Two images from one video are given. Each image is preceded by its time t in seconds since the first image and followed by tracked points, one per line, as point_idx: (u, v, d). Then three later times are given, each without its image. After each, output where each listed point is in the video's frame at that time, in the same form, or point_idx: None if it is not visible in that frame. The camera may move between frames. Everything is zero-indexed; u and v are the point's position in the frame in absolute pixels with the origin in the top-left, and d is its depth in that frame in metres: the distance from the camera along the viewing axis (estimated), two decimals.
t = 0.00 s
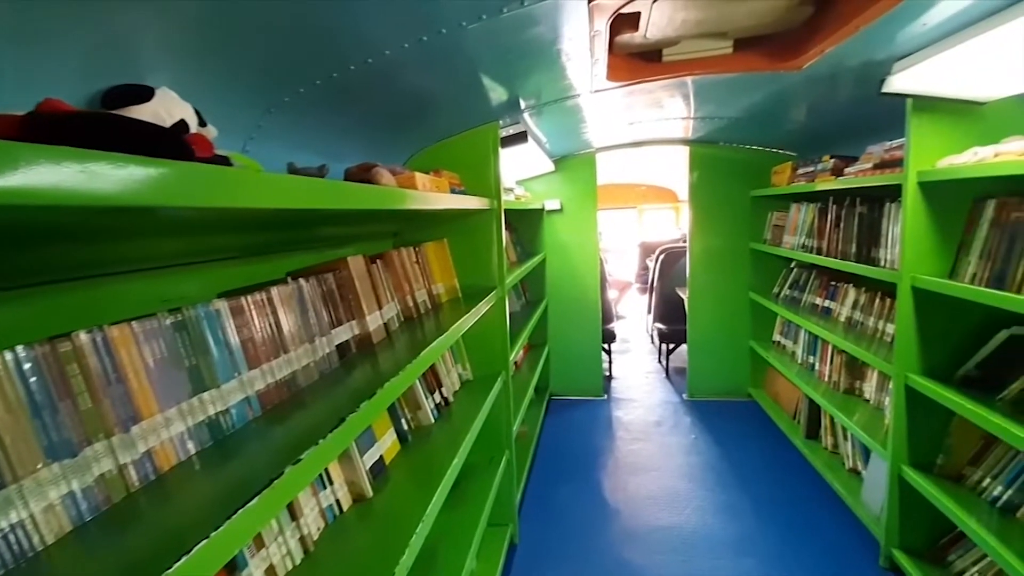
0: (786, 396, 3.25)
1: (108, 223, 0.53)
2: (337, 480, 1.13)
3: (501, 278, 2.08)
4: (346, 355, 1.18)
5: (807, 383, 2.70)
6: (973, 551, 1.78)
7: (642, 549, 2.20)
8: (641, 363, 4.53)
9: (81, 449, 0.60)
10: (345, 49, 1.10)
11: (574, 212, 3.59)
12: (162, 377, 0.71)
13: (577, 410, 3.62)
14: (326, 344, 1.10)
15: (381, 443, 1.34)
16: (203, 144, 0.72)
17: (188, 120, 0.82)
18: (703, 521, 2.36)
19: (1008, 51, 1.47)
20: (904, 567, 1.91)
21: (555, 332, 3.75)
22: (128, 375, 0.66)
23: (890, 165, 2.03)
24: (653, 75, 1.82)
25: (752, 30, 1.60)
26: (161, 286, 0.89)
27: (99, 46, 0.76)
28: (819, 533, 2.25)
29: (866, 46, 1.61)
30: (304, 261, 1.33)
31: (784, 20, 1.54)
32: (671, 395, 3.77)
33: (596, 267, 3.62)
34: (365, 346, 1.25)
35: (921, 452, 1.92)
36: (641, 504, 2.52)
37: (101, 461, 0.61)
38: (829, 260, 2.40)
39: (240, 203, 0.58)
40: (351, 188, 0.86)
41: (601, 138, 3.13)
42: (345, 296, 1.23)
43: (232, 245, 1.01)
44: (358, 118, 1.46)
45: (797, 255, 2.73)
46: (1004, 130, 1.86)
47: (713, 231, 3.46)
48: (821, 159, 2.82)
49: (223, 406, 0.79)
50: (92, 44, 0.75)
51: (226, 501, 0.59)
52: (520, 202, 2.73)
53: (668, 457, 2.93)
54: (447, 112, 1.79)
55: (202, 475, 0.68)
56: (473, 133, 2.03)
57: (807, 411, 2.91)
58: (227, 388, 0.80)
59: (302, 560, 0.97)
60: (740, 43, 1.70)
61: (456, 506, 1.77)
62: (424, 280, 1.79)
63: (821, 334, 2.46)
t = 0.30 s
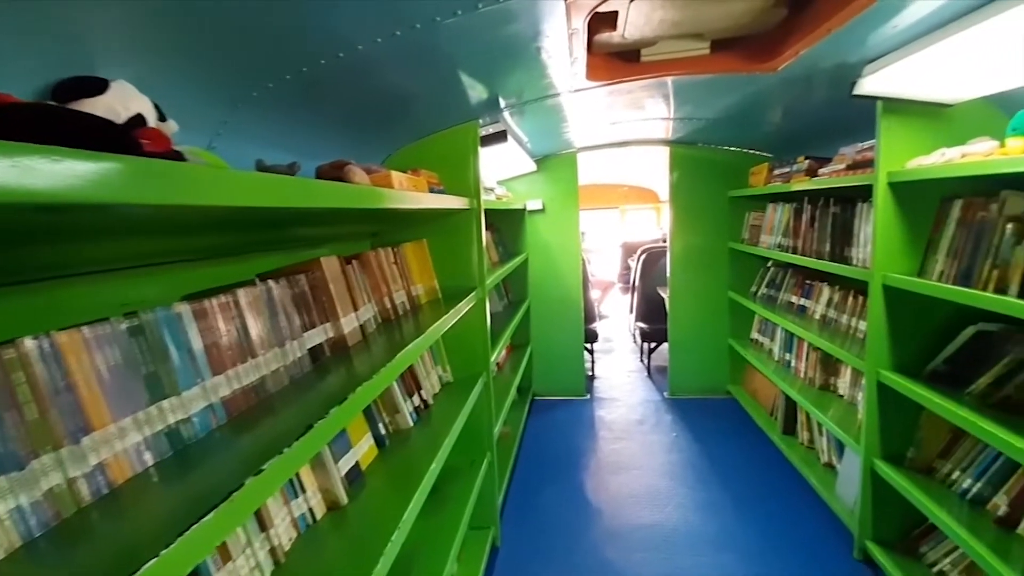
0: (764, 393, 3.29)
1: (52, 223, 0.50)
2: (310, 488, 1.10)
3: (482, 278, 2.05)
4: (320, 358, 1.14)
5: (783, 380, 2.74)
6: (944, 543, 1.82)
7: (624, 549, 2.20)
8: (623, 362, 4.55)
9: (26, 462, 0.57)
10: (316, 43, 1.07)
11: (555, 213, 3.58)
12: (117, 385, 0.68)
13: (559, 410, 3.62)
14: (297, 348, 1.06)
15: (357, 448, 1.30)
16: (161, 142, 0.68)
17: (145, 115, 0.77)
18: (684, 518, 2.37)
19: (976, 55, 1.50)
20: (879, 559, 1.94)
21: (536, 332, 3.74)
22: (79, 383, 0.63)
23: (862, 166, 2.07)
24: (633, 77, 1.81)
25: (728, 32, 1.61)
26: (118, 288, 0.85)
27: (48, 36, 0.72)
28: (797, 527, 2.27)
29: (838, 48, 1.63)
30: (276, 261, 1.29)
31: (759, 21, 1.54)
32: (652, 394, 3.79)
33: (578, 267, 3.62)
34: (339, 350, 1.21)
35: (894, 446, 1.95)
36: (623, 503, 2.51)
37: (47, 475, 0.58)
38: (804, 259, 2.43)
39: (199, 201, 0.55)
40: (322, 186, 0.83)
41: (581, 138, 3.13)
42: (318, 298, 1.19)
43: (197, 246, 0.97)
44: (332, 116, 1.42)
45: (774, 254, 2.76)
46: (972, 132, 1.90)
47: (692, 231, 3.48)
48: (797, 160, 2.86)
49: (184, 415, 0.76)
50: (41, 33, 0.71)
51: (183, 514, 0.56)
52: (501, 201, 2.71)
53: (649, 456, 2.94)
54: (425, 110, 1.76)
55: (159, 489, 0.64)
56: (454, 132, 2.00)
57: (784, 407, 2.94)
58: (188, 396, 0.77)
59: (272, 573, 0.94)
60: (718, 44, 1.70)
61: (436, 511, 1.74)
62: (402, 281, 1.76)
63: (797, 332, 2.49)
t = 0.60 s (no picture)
0: (743, 392, 3.32)
1: None
2: (281, 501, 1.06)
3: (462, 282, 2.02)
4: (292, 366, 1.10)
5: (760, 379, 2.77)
6: (918, 536, 1.85)
7: (606, 552, 2.19)
8: (605, 364, 4.56)
9: None
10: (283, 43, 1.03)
11: (536, 216, 3.58)
12: (68, 398, 0.64)
13: (542, 413, 3.61)
14: (267, 356, 1.03)
15: (332, 458, 1.26)
16: (113, 142, 0.65)
17: (99, 114, 0.73)
18: (665, 519, 2.37)
19: (940, 63, 1.53)
20: (856, 553, 1.96)
21: (518, 336, 3.72)
22: (27, 397, 0.59)
23: (832, 170, 2.10)
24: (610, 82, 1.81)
25: (700, 37, 1.62)
26: (72, 296, 0.81)
27: None
28: (778, 525, 2.29)
29: (808, 55, 1.66)
30: (246, 266, 1.25)
31: (730, 28, 1.56)
32: (634, 395, 3.80)
33: (559, 270, 3.62)
34: (313, 357, 1.18)
35: (868, 443, 1.98)
36: (606, 505, 2.51)
37: None
38: (779, 260, 2.47)
39: (154, 205, 0.52)
40: (293, 189, 0.80)
41: (561, 142, 3.13)
42: (289, 304, 1.16)
43: (158, 253, 0.93)
44: (303, 117, 1.39)
45: (750, 255, 2.79)
46: (939, 136, 1.95)
47: (671, 233, 3.51)
48: (771, 164, 2.90)
49: (143, 429, 0.72)
50: None
51: (137, 536, 0.52)
52: (481, 204, 2.69)
53: (630, 457, 2.94)
54: (402, 112, 1.73)
55: (114, 509, 0.60)
56: (431, 134, 1.98)
57: (762, 406, 2.98)
58: (146, 408, 0.73)
59: None
60: (692, 50, 1.71)
61: (416, 520, 1.71)
62: (380, 285, 1.73)
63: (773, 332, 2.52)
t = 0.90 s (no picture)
0: (722, 392, 3.35)
1: None
2: (250, 518, 1.02)
3: (440, 286, 2.00)
4: (262, 377, 1.06)
5: (738, 378, 2.80)
6: (892, 530, 1.88)
7: (589, 556, 2.17)
8: (587, 367, 4.56)
9: None
10: (247, 43, 1.00)
11: (517, 220, 3.56)
12: (14, 416, 0.60)
13: (524, 418, 3.58)
14: (234, 367, 0.99)
15: (304, 471, 1.22)
16: (58, 143, 0.60)
17: (51, 120, 0.67)
18: (648, 521, 2.37)
19: (904, 69, 1.57)
20: (833, 549, 1.98)
21: (500, 341, 3.70)
22: None
23: (803, 173, 2.14)
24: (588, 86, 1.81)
25: (673, 43, 1.63)
26: (17, 308, 0.76)
27: None
28: (758, 523, 2.31)
29: (777, 61, 1.68)
30: (212, 274, 1.20)
31: (701, 34, 1.57)
32: (616, 398, 3.81)
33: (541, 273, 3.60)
34: (283, 367, 1.14)
35: (843, 440, 2.01)
36: (589, 509, 2.49)
37: None
38: (755, 262, 2.50)
39: (104, 212, 0.48)
40: (262, 194, 0.77)
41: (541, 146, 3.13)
42: (258, 313, 1.12)
43: (115, 260, 0.89)
44: (270, 119, 1.35)
45: (727, 257, 2.83)
46: (907, 139, 2.00)
47: (650, 236, 3.54)
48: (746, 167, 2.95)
49: (97, 447, 0.68)
50: None
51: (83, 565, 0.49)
52: (460, 209, 2.66)
53: (613, 460, 2.94)
54: (376, 116, 1.70)
55: (62, 534, 0.57)
56: (406, 138, 1.96)
57: (740, 405, 3.01)
58: (100, 425, 0.69)
59: None
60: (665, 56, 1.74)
61: (394, 531, 1.66)
62: (356, 292, 1.69)
63: (750, 332, 2.56)
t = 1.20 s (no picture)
0: (709, 395, 3.37)
1: None
2: (228, 530, 0.99)
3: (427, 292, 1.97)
4: (241, 385, 1.04)
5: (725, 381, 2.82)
6: (876, 530, 1.90)
7: (578, 561, 2.16)
8: (575, 371, 4.56)
9: None
10: (224, 45, 0.98)
11: (503, 225, 3.56)
12: None
13: (512, 423, 3.57)
14: (211, 376, 0.96)
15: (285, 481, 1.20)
16: (24, 147, 0.58)
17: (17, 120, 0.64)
18: (636, 525, 2.36)
19: (881, 76, 1.60)
20: (818, 549, 2.00)
21: (487, 346, 3.68)
22: None
23: (785, 178, 2.17)
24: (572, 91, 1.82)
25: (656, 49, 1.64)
26: None
27: None
28: (745, 525, 2.32)
29: (758, 67, 1.70)
30: (189, 280, 1.18)
31: (684, 40, 1.59)
32: (604, 402, 3.81)
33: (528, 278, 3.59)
34: (263, 374, 1.11)
35: (828, 441, 2.03)
36: (578, 514, 2.48)
37: None
38: (740, 265, 2.52)
39: (71, 217, 0.46)
40: (240, 198, 0.75)
41: (527, 150, 3.13)
42: (236, 319, 1.10)
43: (84, 267, 0.87)
44: (250, 122, 1.33)
45: (712, 261, 2.85)
46: (886, 143, 2.03)
47: (635, 240, 3.55)
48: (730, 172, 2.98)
49: (65, 460, 0.66)
50: None
51: None
52: (447, 213, 2.64)
53: (601, 464, 2.94)
54: (359, 119, 1.68)
55: (31, 550, 0.54)
56: (392, 142, 1.94)
57: (727, 407, 3.02)
58: (68, 438, 0.67)
59: None
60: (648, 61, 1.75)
61: (380, 541, 1.63)
62: (340, 297, 1.67)
63: (735, 335, 2.57)
